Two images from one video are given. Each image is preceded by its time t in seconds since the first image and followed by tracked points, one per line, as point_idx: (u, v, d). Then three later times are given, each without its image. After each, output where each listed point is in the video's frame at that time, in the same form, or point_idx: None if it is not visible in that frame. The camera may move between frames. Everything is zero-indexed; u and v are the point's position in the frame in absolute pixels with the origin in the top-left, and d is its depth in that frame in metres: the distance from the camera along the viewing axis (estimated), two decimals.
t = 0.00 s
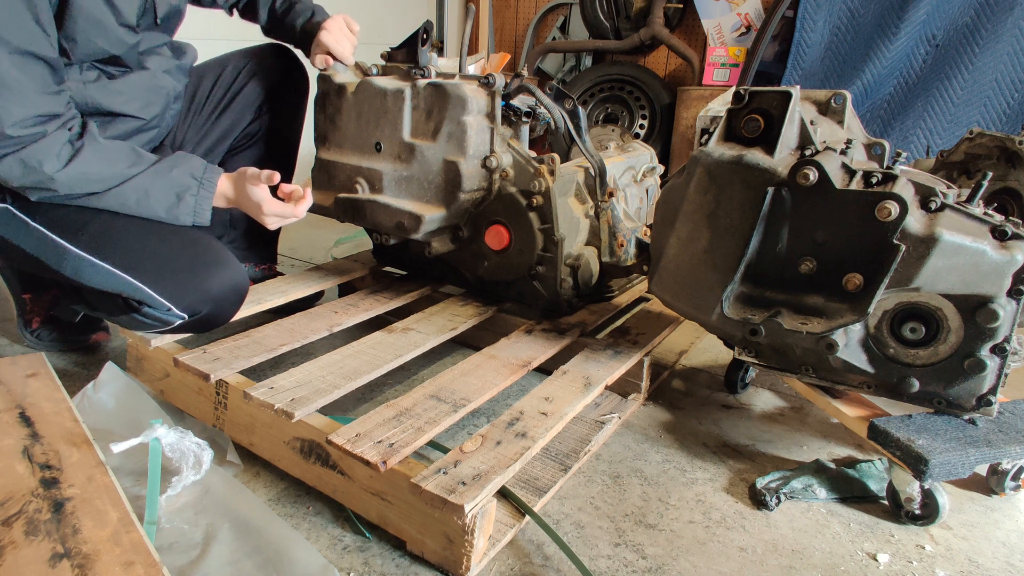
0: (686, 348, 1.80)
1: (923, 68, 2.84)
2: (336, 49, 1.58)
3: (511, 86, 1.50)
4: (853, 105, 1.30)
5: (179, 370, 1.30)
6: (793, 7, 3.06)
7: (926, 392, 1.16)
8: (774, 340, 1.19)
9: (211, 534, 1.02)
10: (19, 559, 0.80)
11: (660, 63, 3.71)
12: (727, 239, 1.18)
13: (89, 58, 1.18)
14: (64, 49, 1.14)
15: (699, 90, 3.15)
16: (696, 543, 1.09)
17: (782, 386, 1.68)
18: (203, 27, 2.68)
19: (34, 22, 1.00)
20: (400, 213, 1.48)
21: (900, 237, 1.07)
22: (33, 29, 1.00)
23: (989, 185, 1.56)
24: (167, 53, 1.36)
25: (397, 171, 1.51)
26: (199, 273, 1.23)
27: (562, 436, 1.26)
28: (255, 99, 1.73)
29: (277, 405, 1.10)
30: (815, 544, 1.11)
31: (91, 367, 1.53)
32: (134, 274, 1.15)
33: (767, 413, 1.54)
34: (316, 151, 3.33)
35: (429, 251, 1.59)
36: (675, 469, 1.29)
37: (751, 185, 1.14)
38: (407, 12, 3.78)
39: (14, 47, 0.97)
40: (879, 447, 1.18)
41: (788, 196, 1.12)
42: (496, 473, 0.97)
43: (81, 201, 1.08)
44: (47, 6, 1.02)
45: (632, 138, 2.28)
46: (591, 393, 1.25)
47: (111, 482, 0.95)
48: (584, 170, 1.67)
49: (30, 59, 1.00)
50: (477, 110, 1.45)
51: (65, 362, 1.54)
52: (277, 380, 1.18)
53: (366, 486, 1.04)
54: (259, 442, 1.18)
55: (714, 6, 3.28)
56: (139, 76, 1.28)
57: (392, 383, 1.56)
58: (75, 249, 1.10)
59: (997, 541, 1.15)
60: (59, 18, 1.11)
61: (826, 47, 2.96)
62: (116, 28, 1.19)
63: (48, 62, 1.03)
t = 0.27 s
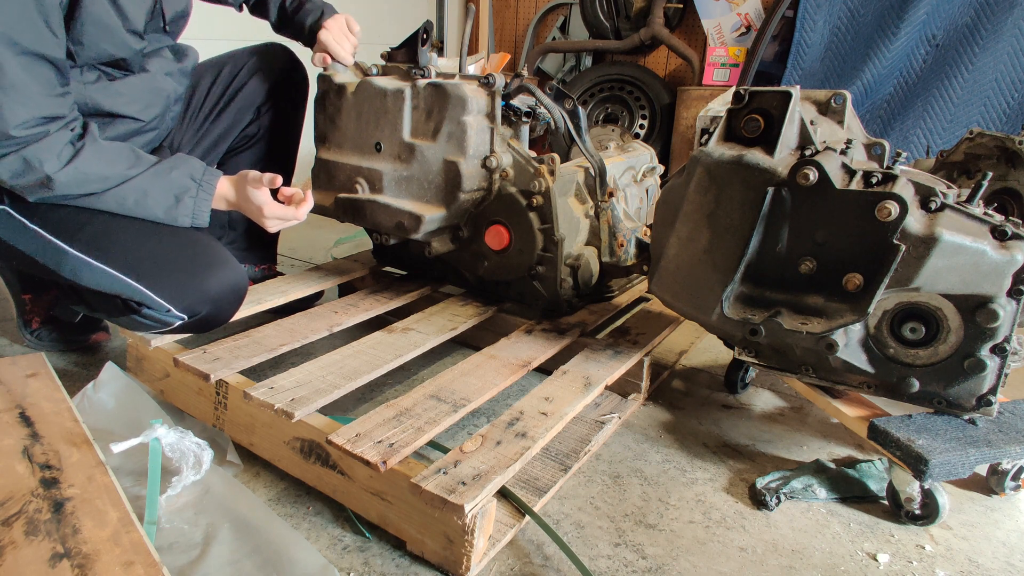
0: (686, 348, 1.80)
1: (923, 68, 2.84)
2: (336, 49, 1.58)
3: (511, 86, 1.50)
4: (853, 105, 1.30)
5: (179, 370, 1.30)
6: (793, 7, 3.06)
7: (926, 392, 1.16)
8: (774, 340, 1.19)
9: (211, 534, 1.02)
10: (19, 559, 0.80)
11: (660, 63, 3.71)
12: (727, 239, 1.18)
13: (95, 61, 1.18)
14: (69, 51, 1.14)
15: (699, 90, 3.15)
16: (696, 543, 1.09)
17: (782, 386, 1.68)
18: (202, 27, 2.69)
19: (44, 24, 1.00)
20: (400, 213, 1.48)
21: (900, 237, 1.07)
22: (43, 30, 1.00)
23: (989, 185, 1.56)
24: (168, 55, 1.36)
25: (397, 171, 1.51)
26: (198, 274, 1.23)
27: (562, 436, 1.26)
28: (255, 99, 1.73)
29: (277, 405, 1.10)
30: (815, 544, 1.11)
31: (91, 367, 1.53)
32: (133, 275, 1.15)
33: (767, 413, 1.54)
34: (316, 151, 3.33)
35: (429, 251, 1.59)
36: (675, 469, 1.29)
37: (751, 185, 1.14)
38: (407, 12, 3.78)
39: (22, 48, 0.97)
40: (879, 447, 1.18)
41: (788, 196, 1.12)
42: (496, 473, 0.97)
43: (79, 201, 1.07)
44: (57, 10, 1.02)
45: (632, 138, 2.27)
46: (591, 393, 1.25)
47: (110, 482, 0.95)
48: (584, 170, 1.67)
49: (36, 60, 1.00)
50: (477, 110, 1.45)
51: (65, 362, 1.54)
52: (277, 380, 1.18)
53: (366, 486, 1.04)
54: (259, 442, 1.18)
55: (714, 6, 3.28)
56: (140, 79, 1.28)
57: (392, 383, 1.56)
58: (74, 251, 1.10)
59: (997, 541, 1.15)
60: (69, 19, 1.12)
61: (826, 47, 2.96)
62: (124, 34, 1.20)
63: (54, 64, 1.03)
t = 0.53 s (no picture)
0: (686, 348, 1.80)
1: (923, 68, 2.84)
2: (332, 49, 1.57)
3: (511, 86, 1.50)
4: (853, 105, 1.30)
5: (179, 370, 1.30)
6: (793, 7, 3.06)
7: (927, 392, 1.16)
8: (774, 340, 1.19)
9: (211, 534, 1.02)
10: (19, 559, 0.80)
11: (660, 63, 3.71)
12: (727, 239, 1.18)
13: (94, 62, 1.19)
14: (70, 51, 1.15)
15: (699, 90, 3.15)
16: (696, 543, 1.09)
17: (782, 386, 1.68)
18: (202, 27, 2.69)
19: (51, 23, 1.01)
20: (400, 213, 1.48)
21: (900, 237, 1.07)
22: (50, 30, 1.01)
23: (989, 185, 1.56)
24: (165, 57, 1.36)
25: (397, 171, 1.51)
26: (196, 274, 1.23)
27: (562, 436, 1.26)
28: (253, 98, 1.73)
29: (277, 405, 1.10)
30: (815, 544, 1.11)
31: (91, 367, 1.53)
32: (129, 277, 1.15)
33: (767, 413, 1.54)
34: (316, 151, 3.33)
35: (429, 251, 1.59)
36: (675, 469, 1.29)
37: (751, 185, 1.14)
38: (407, 11, 3.78)
39: (27, 44, 0.98)
40: (879, 448, 1.18)
41: (788, 196, 1.12)
42: (496, 473, 0.97)
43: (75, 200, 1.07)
44: (66, 11, 1.03)
45: (632, 138, 2.27)
46: (591, 393, 1.25)
47: (110, 482, 0.95)
48: (584, 170, 1.67)
49: (39, 57, 1.00)
50: (477, 110, 1.45)
51: (65, 362, 1.54)
52: (277, 380, 1.18)
53: (366, 486, 1.04)
54: (259, 442, 1.18)
55: (714, 6, 3.28)
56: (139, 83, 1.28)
57: (392, 383, 1.56)
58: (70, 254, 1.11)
59: (997, 541, 1.15)
60: (72, 19, 1.13)
61: (826, 47, 2.95)
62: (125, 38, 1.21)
63: (58, 63, 1.04)
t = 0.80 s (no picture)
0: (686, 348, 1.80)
1: (923, 68, 2.84)
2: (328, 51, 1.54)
3: (511, 86, 1.50)
4: (853, 105, 1.30)
5: (179, 370, 1.30)
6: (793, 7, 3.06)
7: (927, 392, 1.16)
8: (774, 340, 1.19)
9: (211, 534, 1.02)
10: (19, 559, 0.80)
11: (660, 63, 3.71)
12: (727, 239, 1.18)
13: (93, 61, 1.19)
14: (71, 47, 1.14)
15: (699, 90, 3.15)
16: (696, 543, 1.09)
17: (782, 386, 1.68)
18: (203, 27, 2.68)
19: (59, 19, 1.03)
20: (400, 213, 1.48)
21: (900, 238, 1.07)
22: (57, 25, 1.03)
23: (989, 185, 1.56)
24: (163, 59, 1.38)
25: (397, 171, 1.51)
26: (195, 274, 1.23)
27: (562, 436, 1.26)
28: (250, 99, 1.74)
29: (277, 405, 1.10)
30: (815, 544, 1.11)
31: (91, 367, 1.53)
32: (129, 278, 1.15)
33: (767, 413, 1.54)
34: (315, 151, 3.33)
35: (429, 251, 1.59)
36: (675, 469, 1.29)
37: (751, 185, 1.14)
38: (407, 11, 3.78)
39: (33, 36, 0.99)
40: (879, 448, 1.18)
41: (788, 196, 1.12)
42: (496, 473, 0.97)
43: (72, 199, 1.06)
44: (72, 7, 1.05)
45: (632, 138, 2.27)
46: (591, 393, 1.25)
47: (110, 482, 0.95)
48: (584, 170, 1.67)
49: (43, 50, 1.01)
50: (477, 110, 1.45)
51: (65, 362, 1.54)
52: (277, 380, 1.18)
53: (366, 486, 1.04)
54: (259, 442, 1.18)
55: (714, 6, 3.28)
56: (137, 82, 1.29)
57: (392, 383, 1.56)
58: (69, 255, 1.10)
59: (997, 541, 1.15)
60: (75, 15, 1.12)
61: (826, 47, 2.95)
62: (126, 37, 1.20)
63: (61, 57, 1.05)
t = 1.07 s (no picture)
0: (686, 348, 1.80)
1: (923, 68, 2.84)
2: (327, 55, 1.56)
3: (511, 86, 1.50)
4: (853, 105, 1.30)
5: (179, 370, 1.30)
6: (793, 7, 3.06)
7: (926, 393, 1.16)
8: (774, 340, 1.19)
9: (211, 534, 1.02)
10: (19, 559, 0.80)
11: (660, 63, 3.71)
12: (727, 239, 1.18)
13: (93, 52, 1.18)
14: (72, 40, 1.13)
15: (699, 90, 3.15)
16: (696, 543, 1.09)
17: (782, 386, 1.68)
18: (203, 26, 2.67)
19: (58, 10, 1.03)
20: (400, 213, 1.48)
21: (899, 237, 1.07)
22: (55, 16, 1.02)
23: (989, 185, 1.56)
24: (167, 56, 1.38)
25: (397, 171, 1.51)
26: (197, 273, 1.24)
27: (562, 436, 1.26)
28: (248, 99, 1.74)
29: (277, 405, 1.10)
30: (815, 544, 1.11)
31: (91, 367, 1.53)
32: (131, 275, 1.15)
33: (767, 413, 1.54)
34: (315, 151, 3.33)
35: (429, 251, 1.59)
36: (675, 469, 1.29)
37: (751, 185, 1.14)
38: (407, 12, 3.78)
39: (34, 26, 0.99)
40: (879, 448, 1.18)
41: (788, 196, 1.12)
42: (496, 473, 0.97)
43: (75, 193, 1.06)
44: None
45: (632, 138, 2.27)
46: (591, 393, 1.25)
47: (110, 482, 0.95)
48: (584, 170, 1.67)
49: (44, 41, 1.02)
50: (477, 110, 1.45)
51: (65, 362, 1.54)
52: (277, 380, 1.18)
53: (366, 486, 1.04)
54: (259, 442, 1.18)
55: (714, 6, 3.28)
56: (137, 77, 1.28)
57: (392, 383, 1.56)
58: (71, 250, 1.10)
59: (997, 541, 1.15)
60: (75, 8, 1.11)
61: (826, 47, 2.95)
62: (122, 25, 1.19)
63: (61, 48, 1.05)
